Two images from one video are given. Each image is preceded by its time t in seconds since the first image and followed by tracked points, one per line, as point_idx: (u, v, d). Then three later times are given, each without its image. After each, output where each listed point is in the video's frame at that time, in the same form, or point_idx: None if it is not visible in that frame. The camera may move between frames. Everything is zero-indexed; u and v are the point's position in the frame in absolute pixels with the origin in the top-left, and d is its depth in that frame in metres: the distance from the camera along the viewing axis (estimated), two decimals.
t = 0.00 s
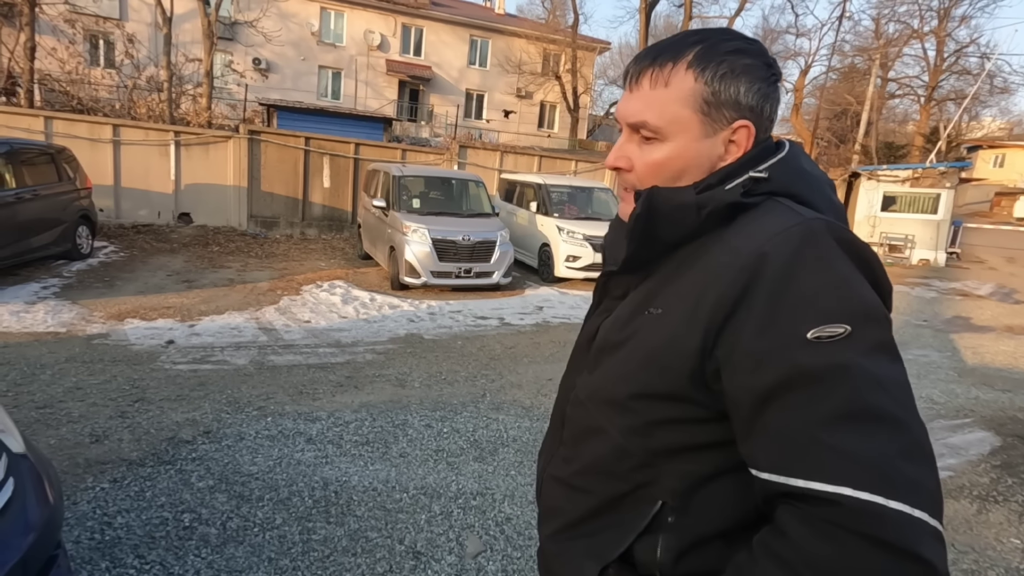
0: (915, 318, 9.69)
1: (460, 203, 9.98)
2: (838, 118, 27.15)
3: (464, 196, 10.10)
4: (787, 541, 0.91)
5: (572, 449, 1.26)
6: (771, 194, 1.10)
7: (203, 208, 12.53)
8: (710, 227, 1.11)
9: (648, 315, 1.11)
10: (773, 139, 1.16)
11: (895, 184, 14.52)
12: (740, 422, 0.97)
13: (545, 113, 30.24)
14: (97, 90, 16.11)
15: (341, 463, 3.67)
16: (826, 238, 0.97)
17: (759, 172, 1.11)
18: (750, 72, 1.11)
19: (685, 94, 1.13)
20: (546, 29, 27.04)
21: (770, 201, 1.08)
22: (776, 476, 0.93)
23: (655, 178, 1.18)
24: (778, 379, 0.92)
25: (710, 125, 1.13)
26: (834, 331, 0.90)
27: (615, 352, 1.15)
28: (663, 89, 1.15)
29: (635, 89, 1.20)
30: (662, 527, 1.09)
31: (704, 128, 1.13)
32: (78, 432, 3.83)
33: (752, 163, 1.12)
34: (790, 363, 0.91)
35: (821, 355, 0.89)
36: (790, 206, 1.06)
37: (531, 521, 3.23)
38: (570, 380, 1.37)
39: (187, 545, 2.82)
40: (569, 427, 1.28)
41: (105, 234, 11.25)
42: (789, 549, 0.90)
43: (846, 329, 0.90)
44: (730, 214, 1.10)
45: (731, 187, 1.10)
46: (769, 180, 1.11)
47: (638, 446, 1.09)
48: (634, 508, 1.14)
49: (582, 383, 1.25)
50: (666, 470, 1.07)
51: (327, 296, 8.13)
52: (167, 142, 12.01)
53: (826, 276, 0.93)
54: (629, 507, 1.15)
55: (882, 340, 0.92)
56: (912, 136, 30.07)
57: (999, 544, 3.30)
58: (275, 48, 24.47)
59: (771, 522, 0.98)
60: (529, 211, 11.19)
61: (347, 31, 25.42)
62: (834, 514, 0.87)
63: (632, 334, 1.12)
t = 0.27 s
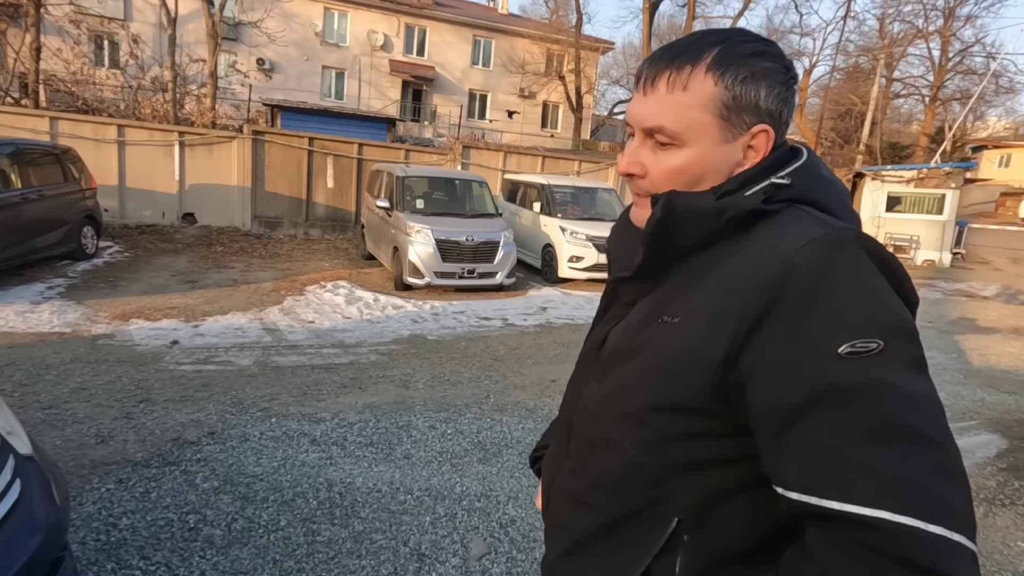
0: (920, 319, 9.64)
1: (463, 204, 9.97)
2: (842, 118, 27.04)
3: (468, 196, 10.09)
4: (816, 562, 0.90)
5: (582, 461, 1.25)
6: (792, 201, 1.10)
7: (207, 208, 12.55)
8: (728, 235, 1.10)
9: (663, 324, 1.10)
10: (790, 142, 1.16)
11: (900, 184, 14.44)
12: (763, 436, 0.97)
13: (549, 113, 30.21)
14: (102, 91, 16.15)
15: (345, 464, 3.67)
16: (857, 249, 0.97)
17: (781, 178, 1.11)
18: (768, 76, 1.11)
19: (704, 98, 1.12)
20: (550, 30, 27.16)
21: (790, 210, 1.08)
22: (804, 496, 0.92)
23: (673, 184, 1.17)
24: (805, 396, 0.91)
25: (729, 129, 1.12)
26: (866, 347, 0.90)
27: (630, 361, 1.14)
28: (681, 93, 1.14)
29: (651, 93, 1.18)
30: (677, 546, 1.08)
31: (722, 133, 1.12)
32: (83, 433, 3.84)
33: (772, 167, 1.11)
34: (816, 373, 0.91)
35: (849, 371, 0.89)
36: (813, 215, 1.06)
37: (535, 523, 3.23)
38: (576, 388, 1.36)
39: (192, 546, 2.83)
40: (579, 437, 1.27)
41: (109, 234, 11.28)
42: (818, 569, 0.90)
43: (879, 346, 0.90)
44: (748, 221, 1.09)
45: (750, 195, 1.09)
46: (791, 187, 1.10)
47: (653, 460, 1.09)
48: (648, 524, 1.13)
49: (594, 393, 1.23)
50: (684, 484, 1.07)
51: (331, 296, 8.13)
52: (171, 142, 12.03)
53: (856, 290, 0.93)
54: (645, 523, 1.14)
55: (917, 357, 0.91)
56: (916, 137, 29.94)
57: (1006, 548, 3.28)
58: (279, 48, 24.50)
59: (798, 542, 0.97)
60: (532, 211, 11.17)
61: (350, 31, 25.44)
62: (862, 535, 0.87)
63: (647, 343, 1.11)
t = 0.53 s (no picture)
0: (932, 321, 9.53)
1: (472, 203, 10.00)
2: (854, 117, 26.76)
3: (477, 196, 10.11)
4: None
5: (598, 470, 1.22)
6: (843, 211, 1.09)
7: (218, 207, 12.67)
8: (773, 244, 1.07)
9: (696, 334, 1.07)
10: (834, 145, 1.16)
11: (913, 184, 14.31)
12: (803, 460, 0.95)
13: (557, 112, 30.15)
14: (116, 90, 16.34)
15: (354, 462, 3.69)
16: (919, 269, 0.95)
17: (836, 185, 1.09)
18: (822, 74, 1.09)
19: (755, 97, 1.10)
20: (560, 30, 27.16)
21: (840, 219, 1.06)
22: (847, 524, 0.89)
23: (718, 186, 1.15)
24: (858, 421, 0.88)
25: (779, 130, 1.10)
26: (924, 373, 0.87)
27: (658, 371, 1.11)
28: (730, 90, 1.11)
29: (697, 88, 1.15)
30: (700, 561, 1.08)
31: (772, 134, 1.10)
32: (97, 428, 3.90)
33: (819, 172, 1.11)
34: (866, 393, 0.88)
35: (902, 398, 0.86)
36: (866, 228, 1.05)
37: (542, 522, 3.24)
38: (584, 393, 1.31)
39: (203, 542, 2.86)
40: (594, 444, 1.23)
41: (122, 233, 11.43)
42: None
43: (935, 373, 0.87)
44: (796, 229, 1.06)
45: (802, 200, 1.07)
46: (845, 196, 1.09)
47: (681, 475, 1.07)
48: (671, 541, 1.11)
49: (613, 404, 1.19)
50: (711, 502, 1.05)
51: (340, 295, 8.19)
52: (183, 142, 12.14)
53: (912, 314, 0.90)
54: (669, 541, 1.12)
55: (974, 390, 0.89)
56: (931, 136, 29.54)
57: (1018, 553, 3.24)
58: (289, 48, 24.65)
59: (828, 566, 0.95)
60: (541, 211, 11.17)
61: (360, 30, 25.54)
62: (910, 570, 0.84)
63: (677, 355, 1.08)
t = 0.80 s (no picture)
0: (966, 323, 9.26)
1: (494, 201, 10.02)
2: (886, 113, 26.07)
3: (498, 194, 10.13)
4: None
5: (643, 502, 1.05)
6: (916, 220, 0.98)
7: (246, 205, 12.96)
8: (851, 253, 0.93)
9: (769, 348, 0.94)
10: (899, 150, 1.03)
11: (946, 182, 13.92)
12: (898, 485, 0.83)
13: (580, 110, 30.03)
14: (149, 92, 16.80)
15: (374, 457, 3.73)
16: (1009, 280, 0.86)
17: (915, 194, 0.97)
18: (910, 73, 0.95)
19: (845, 90, 0.92)
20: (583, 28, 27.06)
21: (918, 228, 0.95)
22: (947, 549, 0.80)
23: (788, 189, 0.96)
24: (965, 446, 0.78)
25: (866, 130, 0.93)
26: None
27: (725, 391, 0.96)
28: (819, 80, 0.92)
29: (777, 75, 0.95)
30: None
31: (858, 133, 0.93)
32: (129, 419, 4.03)
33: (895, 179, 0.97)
34: (979, 424, 0.77)
35: (1018, 422, 0.76)
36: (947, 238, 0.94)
37: (562, 520, 3.25)
38: (622, 411, 1.08)
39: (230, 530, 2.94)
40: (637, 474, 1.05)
41: (155, 230, 11.78)
42: None
43: None
44: (877, 237, 0.93)
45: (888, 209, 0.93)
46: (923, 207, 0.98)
47: (757, 506, 0.94)
48: None
49: (669, 427, 1.01)
50: (785, 530, 0.94)
51: (363, 292, 8.29)
52: (213, 141, 12.41)
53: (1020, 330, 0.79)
54: None
55: None
56: (967, 132, 28.62)
57: None
58: (316, 48, 25.01)
59: None
60: (562, 209, 11.14)
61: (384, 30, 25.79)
62: None
63: (751, 373, 0.94)
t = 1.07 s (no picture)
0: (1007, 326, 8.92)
1: (517, 201, 10.02)
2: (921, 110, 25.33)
3: (522, 194, 10.13)
4: None
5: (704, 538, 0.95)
6: (991, 213, 0.93)
7: (274, 205, 13.19)
8: (925, 256, 0.87)
9: (837, 362, 0.87)
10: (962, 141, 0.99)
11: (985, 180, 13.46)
12: (989, 508, 0.79)
13: (604, 110, 29.85)
14: (182, 95, 17.24)
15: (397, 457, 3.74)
16: None
17: (991, 185, 0.92)
18: (982, 59, 0.90)
19: (920, 81, 0.86)
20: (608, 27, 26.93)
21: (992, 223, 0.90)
22: None
23: (854, 190, 0.90)
24: None
25: (939, 122, 0.88)
26: None
27: (791, 412, 0.88)
28: (894, 69, 0.86)
29: (844, 65, 0.88)
30: None
31: (931, 126, 0.88)
32: (162, 413, 4.13)
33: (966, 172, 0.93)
34: None
35: None
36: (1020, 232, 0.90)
37: (587, 521, 3.23)
38: (670, 433, 0.99)
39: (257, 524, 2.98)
40: (692, 506, 0.96)
41: (187, 229, 12.07)
42: None
43: None
44: (954, 235, 0.88)
45: (965, 204, 0.88)
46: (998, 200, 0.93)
47: (836, 538, 0.86)
48: None
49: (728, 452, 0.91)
50: (863, 562, 0.87)
51: (388, 291, 8.36)
52: (242, 143, 12.67)
53: None
54: None
55: None
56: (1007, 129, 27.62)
57: None
58: (342, 51, 25.33)
59: None
60: (586, 209, 11.08)
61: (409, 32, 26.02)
62: None
63: (820, 391, 0.86)
